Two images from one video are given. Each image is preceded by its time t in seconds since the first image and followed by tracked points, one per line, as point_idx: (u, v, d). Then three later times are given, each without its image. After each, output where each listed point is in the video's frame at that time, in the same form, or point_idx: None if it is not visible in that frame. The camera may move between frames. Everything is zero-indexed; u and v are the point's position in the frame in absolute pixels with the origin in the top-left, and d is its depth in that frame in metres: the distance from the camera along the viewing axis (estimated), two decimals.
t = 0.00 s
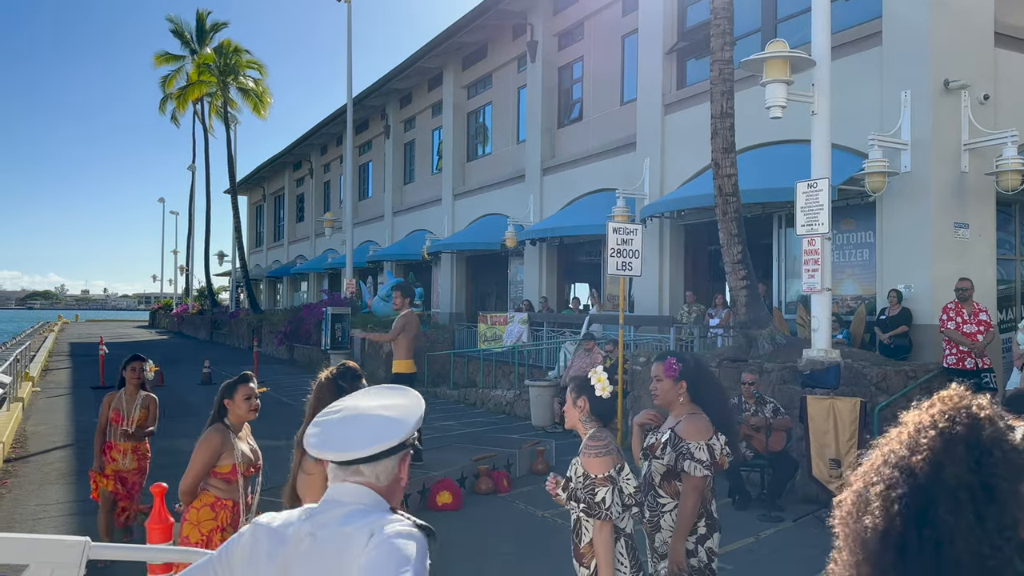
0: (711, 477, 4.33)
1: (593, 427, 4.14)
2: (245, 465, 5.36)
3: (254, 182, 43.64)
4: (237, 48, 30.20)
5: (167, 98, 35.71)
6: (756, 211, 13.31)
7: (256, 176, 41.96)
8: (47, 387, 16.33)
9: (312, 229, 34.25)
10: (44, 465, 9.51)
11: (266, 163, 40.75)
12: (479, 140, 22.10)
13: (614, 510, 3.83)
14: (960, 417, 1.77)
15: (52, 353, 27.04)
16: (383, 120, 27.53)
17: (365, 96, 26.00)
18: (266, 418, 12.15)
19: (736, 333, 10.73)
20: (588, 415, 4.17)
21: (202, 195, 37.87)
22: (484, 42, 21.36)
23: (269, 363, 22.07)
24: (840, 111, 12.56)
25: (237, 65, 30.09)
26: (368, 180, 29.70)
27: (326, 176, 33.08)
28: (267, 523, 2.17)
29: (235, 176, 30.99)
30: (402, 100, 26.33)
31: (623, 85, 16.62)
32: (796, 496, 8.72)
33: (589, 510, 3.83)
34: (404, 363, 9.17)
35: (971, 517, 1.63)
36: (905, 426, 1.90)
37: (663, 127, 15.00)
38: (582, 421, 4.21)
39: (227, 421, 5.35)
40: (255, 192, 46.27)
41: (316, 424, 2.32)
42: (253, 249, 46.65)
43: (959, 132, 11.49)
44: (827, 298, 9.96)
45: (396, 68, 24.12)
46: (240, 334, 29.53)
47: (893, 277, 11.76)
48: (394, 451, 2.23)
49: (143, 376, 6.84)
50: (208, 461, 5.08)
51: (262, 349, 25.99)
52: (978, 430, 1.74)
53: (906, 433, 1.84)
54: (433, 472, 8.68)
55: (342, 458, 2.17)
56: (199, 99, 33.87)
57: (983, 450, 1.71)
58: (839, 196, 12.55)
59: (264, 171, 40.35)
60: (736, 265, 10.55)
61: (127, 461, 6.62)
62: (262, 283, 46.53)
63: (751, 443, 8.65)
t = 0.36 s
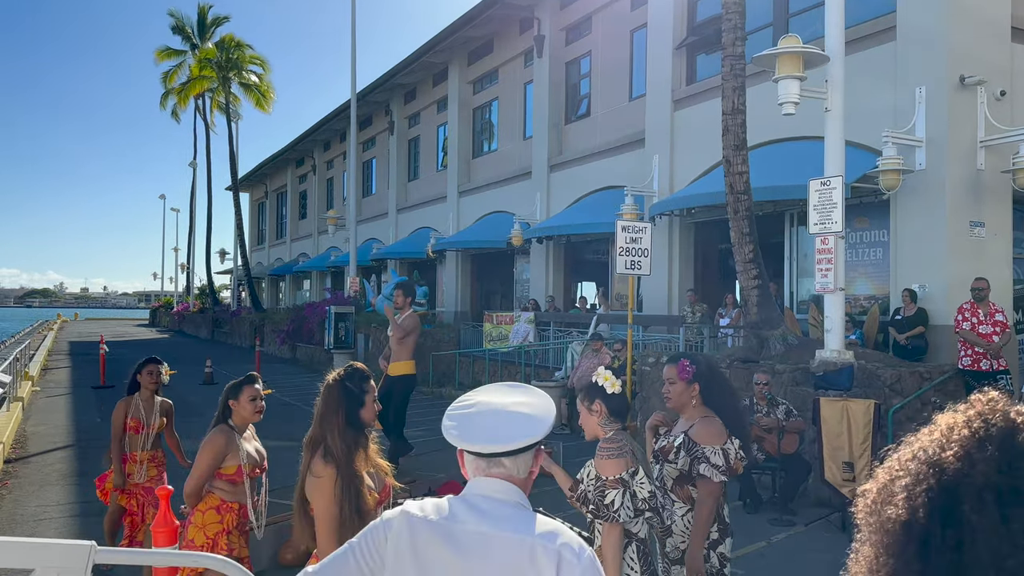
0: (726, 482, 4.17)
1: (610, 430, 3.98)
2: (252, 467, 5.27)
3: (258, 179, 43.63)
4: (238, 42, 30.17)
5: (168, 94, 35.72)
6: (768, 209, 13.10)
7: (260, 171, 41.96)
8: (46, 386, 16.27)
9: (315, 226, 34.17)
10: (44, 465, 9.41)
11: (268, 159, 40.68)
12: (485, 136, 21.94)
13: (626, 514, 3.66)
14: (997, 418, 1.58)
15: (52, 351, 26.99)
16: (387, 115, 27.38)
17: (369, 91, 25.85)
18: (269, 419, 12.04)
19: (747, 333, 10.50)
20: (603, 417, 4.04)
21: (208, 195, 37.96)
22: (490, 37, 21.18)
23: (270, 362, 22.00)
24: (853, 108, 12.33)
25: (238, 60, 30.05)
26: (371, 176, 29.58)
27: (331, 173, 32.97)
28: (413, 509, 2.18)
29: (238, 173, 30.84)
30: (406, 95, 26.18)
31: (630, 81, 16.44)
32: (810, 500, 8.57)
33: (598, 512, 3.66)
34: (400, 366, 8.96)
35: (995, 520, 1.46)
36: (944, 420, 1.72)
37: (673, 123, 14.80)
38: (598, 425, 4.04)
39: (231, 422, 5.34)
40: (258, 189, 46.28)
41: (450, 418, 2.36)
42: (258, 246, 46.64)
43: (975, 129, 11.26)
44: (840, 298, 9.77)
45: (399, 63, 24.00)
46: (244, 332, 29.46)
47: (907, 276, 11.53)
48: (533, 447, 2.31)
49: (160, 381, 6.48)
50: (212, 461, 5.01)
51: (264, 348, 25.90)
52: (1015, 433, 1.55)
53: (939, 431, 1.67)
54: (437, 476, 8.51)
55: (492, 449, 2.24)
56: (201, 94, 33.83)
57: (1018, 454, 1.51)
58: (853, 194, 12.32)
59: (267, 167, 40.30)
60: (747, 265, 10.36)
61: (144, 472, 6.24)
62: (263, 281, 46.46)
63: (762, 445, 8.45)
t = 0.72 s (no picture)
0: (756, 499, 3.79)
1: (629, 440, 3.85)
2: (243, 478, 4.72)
3: (244, 168, 43.12)
4: (227, 22, 29.63)
5: (150, 77, 35.24)
6: (798, 201, 12.34)
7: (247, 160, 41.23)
8: (20, 391, 15.82)
9: (306, 220, 33.55)
10: (20, 477, 8.89)
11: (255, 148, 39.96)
12: (492, 122, 21.26)
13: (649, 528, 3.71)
14: None
15: (19, 352, 26.55)
16: (384, 100, 26.66)
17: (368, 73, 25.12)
18: (264, 428, 11.49)
19: (775, 336, 9.70)
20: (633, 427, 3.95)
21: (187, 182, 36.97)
22: (498, 15, 20.45)
23: (262, 366, 21.56)
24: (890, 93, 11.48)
25: (226, 40, 29.54)
26: (369, 165, 28.91)
27: (322, 161, 32.46)
28: (493, 520, 2.17)
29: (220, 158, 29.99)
30: (406, 78, 25.50)
31: (649, 64, 15.70)
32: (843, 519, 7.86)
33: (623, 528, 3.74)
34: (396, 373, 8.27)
35: None
36: (1008, 433, 1.67)
37: (695, 108, 14.05)
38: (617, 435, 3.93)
39: (219, 431, 4.76)
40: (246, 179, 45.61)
41: (515, 421, 2.30)
42: (246, 241, 45.99)
43: None
44: (877, 298, 8.98)
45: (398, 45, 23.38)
46: (229, 333, 29.07)
47: (948, 276, 10.68)
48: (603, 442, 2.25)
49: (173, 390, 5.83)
50: (201, 471, 4.48)
51: (252, 350, 25.55)
52: None
53: (1008, 442, 1.61)
54: (441, 488, 7.87)
55: (561, 447, 2.19)
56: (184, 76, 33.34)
57: None
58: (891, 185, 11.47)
59: (256, 155, 39.58)
60: (776, 262, 9.63)
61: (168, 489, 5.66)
62: (249, 279, 45.67)
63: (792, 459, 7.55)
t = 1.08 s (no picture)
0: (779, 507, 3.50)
1: (664, 451, 3.52)
2: (246, 483, 4.30)
3: (246, 161, 42.88)
4: (228, 8, 29.39)
5: (149, 65, 35.10)
6: (825, 196, 11.87)
7: (248, 153, 40.97)
8: (15, 391, 15.72)
9: (311, 214, 33.35)
10: (14, 482, 8.68)
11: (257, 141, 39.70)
12: (503, 113, 20.88)
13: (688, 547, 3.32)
14: None
15: (17, 352, 26.54)
16: (391, 90, 26.32)
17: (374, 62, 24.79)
18: (267, 432, 11.24)
19: (800, 337, 9.24)
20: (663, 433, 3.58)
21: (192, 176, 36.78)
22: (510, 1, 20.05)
23: (264, 366, 21.37)
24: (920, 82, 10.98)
25: (228, 27, 29.32)
26: (375, 158, 28.60)
27: (328, 153, 32.23)
28: (518, 514, 2.10)
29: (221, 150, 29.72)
30: (414, 67, 25.17)
31: (669, 51, 15.29)
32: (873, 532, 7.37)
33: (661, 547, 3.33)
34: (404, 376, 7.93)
35: None
36: None
37: (717, 98, 13.64)
38: (650, 441, 3.56)
39: (221, 435, 4.30)
40: (247, 172, 45.36)
41: (530, 416, 2.20)
42: (246, 236, 45.70)
43: None
44: (909, 297, 8.45)
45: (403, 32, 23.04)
46: (230, 332, 28.92)
47: (981, 275, 10.20)
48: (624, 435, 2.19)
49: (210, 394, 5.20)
50: (201, 475, 4.08)
51: (254, 348, 25.39)
52: None
53: None
54: (450, 494, 7.51)
55: (582, 444, 2.12)
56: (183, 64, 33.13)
57: None
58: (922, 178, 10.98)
59: (259, 148, 39.34)
60: (802, 259, 9.19)
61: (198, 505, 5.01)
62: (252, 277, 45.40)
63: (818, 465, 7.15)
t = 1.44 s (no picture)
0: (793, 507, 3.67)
1: (723, 456, 3.21)
2: (261, 483, 4.27)
3: (259, 158, 43.02)
4: (242, 4, 29.48)
5: (162, 62, 35.26)
6: (842, 193, 11.74)
7: (262, 149, 41.12)
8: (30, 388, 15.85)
9: (325, 210, 33.45)
10: (29, 478, 8.74)
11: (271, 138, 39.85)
12: (517, 109, 20.82)
13: (770, 562, 3.14)
14: None
15: (34, 349, 26.81)
16: (405, 86, 26.34)
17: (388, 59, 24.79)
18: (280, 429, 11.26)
19: (818, 336, 9.13)
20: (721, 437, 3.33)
21: (207, 174, 36.96)
22: None
23: (278, 362, 21.41)
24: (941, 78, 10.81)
25: (241, 23, 29.41)
26: (388, 154, 28.61)
27: (341, 149, 32.29)
28: (564, 507, 2.14)
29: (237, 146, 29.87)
30: (427, 63, 25.14)
31: (685, 46, 15.20)
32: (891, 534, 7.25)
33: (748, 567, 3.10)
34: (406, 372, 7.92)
35: None
36: None
37: (734, 94, 13.54)
38: (710, 444, 3.27)
39: (236, 432, 4.28)
40: (261, 168, 45.54)
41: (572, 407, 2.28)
42: (259, 233, 45.85)
43: None
44: (928, 295, 8.33)
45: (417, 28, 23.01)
46: (245, 328, 29.00)
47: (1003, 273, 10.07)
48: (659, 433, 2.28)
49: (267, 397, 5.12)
50: (214, 471, 4.08)
51: (269, 346, 25.48)
52: None
53: None
54: (463, 492, 7.46)
55: (624, 436, 2.20)
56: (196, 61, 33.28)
57: None
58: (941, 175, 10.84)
59: (273, 144, 39.47)
60: (819, 257, 9.09)
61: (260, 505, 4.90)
62: (266, 274, 45.65)
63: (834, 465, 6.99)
